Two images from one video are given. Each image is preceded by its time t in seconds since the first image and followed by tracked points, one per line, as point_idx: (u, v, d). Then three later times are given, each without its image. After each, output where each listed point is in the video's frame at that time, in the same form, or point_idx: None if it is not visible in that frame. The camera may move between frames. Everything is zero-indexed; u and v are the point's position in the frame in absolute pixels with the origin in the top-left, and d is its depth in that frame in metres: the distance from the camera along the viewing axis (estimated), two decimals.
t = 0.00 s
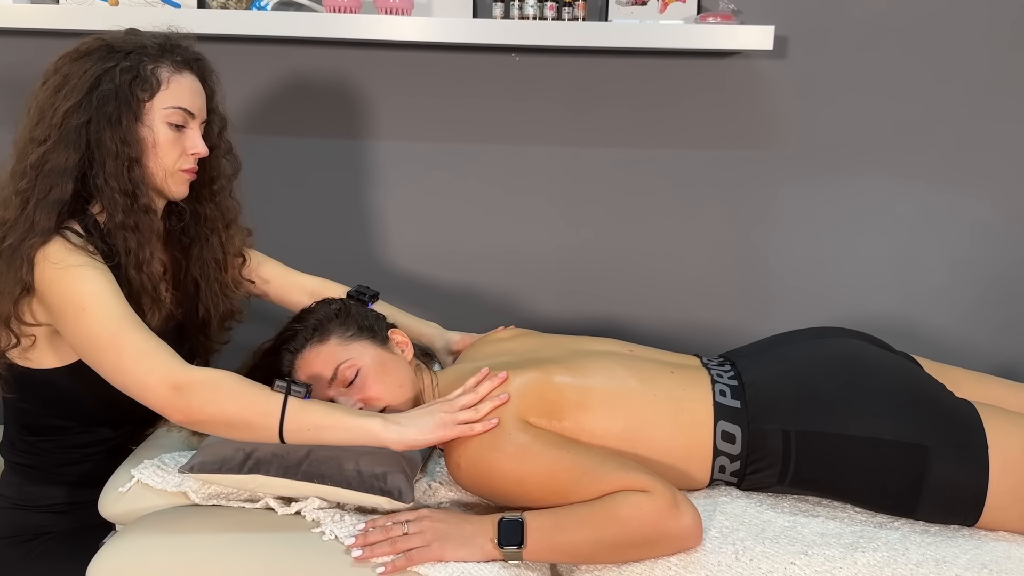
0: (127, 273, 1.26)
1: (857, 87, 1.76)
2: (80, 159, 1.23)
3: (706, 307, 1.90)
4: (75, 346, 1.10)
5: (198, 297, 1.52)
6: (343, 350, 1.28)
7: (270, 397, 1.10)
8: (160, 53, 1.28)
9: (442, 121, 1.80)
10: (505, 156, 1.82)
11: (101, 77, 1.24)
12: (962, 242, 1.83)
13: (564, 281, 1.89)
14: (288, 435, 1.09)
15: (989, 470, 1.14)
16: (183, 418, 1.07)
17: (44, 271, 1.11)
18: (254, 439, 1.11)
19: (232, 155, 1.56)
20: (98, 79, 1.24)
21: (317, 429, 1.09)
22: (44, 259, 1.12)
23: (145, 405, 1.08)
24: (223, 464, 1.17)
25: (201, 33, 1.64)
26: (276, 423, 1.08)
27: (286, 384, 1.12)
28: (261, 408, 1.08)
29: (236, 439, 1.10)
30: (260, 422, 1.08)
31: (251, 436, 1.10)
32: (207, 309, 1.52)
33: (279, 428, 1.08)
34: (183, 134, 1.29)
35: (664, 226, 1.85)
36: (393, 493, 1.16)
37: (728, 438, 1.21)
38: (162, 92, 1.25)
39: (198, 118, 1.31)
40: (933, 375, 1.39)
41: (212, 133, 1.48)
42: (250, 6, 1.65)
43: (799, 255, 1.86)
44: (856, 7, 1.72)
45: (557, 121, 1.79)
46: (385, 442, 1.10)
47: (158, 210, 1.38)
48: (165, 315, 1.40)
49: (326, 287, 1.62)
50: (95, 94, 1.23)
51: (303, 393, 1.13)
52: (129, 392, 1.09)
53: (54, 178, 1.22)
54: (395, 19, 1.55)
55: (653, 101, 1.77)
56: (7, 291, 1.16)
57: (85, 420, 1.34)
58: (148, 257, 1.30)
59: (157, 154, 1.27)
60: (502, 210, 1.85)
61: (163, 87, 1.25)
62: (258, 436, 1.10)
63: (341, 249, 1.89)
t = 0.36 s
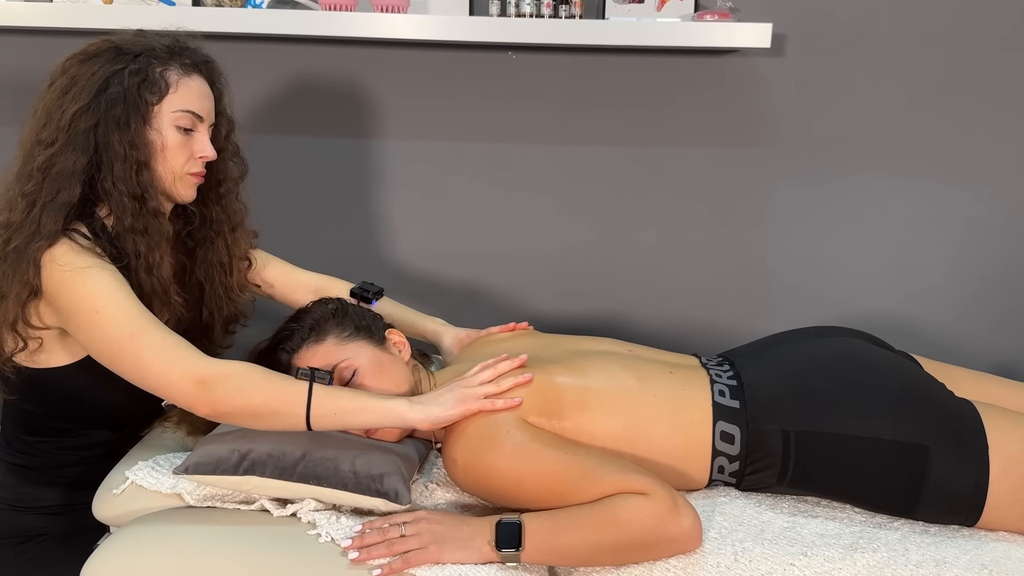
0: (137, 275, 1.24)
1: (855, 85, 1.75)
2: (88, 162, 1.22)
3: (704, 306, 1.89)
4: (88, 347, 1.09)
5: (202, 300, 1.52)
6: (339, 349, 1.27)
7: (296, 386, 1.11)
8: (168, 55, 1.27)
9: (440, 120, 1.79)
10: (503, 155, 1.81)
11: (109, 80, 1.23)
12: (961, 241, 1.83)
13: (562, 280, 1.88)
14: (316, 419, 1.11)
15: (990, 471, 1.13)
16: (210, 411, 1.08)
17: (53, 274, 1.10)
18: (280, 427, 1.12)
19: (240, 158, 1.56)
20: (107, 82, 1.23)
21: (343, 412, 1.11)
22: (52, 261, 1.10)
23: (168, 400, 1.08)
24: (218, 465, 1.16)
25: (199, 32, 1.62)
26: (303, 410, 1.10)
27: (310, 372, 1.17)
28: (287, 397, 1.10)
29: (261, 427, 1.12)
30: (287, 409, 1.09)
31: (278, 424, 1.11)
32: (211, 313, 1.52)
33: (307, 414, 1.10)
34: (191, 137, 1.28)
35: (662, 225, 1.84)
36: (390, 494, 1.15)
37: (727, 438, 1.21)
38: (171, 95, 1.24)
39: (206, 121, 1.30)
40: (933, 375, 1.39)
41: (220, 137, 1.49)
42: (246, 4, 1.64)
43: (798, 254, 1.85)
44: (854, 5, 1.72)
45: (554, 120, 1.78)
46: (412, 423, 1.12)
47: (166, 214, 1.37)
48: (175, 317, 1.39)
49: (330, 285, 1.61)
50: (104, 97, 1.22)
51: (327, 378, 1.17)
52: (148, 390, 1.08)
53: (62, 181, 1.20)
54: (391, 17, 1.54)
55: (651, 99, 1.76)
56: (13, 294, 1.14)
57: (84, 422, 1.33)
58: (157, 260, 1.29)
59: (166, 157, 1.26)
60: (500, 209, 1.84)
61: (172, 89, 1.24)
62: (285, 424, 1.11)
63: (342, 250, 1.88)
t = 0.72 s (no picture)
0: (143, 276, 1.25)
1: (851, 83, 1.75)
2: (95, 163, 1.22)
3: (702, 305, 1.89)
4: (93, 344, 1.09)
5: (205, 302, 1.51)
6: (337, 349, 1.27)
7: (304, 371, 1.11)
8: (177, 58, 1.27)
9: (437, 119, 1.78)
10: (501, 154, 1.81)
11: (118, 82, 1.22)
12: (958, 240, 1.83)
13: (560, 279, 1.88)
14: (326, 402, 1.10)
15: (986, 469, 1.13)
16: (218, 401, 1.07)
17: (57, 271, 1.10)
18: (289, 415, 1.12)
19: (244, 161, 1.56)
20: (115, 84, 1.23)
21: (353, 394, 1.11)
22: (56, 259, 1.11)
23: (176, 393, 1.08)
24: (215, 465, 1.16)
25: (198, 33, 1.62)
26: (312, 393, 1.09)
27: (317, 357, 1.19)
28: (295, 380, 1.10)
29: (272, 415, 1.11)
30: (295, 393, 1.09)
31: (287, 411, 1.10)
32: (213, 315, 1.51)
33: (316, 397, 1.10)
34: (197, 140, 1.28)
35: (659, 224, 1.84)
36: (386, 494, 1.15)
37: (724, 437, 1.21)
38: (179, 98, 1.24)
39: (213, 124, 1.30)
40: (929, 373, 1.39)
41: (226, 139, 1.49)
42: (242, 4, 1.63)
43: (796, 253, 1.85)
44: (850, 4, 1.72)
45: (551, 119, 1.78)
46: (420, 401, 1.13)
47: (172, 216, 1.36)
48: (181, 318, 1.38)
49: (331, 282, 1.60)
50: (112, 99, 1.21)
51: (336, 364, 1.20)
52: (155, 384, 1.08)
53: (68, 181, 1.20)
54: (387, 17, 1.54)
55: (648, 98, 1.76)
56: (17, 292, 1.14)
57: (81, 423, 1.32)
58: (163, 261, 1.29)
59: (172, 158, 1.26)
60: (497, 209, 1.84)
61: (180, 92, 1.24)
62: (295, 410, 1.10)
63: (342, 250, 1.88)
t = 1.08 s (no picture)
0: (145, 276, 1.25)
1: (848, 83, 1.76)
2: (99, 162, 1.22)
3: (700, 304, 1.90)
4: (97, 338, 1.09)
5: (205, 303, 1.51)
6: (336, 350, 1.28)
7: (311, 352, 1.12)
8: (183, 61, 1.27)
9: (436, 119, 1.79)
10: (499, 154, 1.81)
11: (124, 82, 1.23)
12: (955, 239, 1.84)
13: (558, 279, 1.89)
14: (334, 382, 1.11)
15: (981, 467, 1.14)
16: (227, 386, 1.08)
17: (58, 267, 1.11)
18: (298, 399, 1.12)
19: (248, 164, 1.56)
20: (121, 84, 1.23)
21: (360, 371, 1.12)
22: (58, 255, 1.11)
23: (183, 383, 1.08)
24: (214, 465, 1.16)
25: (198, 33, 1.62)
26: (321, 372, 1.10)
27: (322, 341, 1.21)
28: (303, 361, 1.10)
29: (281, 400, 1.11)
30: (304, 374, 1.10)
31: (297, 394, 1.11)
32: (213, 318, 1.50)
33: (325, 377, 1.10)
34: (202, 142, 1.28)
35: (657, 224, 1.85)
36: (386, 494, 1.16)
37: (721, 436, 1.21)
38: (183, 100, 1.24)
39: (217, 127, 1.30)
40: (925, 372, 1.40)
41: (230, 144, 1.51)
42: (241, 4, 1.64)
43: (793, 253, 1.86)
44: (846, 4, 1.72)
45: (549, 119, 1.79)
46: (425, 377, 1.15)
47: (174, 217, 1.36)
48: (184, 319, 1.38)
49: (329, 284, 1.59)
50: (117, 100, 1.21)
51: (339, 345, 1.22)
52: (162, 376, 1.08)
53: (71, 180, 1.20)
54: (386, 18, 1.54)
55: (645, 99, 1.77)
56: (19, 289, 1.15)
57: (81, 423, 1.33)
58: (165, 261, 1.29)
59: (176, 159, 1.27)
60: (495, 208, 1.85)
61: (185, 95, 1.24)
62: (304, 393, 1.11)
63: (342, 250, 1.89)
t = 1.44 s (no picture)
0: (143, 275, 1.25)
1: (845, 83, 1.77)
2: (95, 162, 1.22)
3: (698, 305, 1.90)
4: (94, 336, 1.09)
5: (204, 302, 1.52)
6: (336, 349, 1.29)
7: (308, 348, 1.12)
8: (178, 61, 1.27)
9: (433, 120, 1.79)
10: (497, 155, 1.82)
11: (119, 82, 1.23)
12: (951, 239, 1.85)
13: (557, 279, 1.89)
14: (333, 378, 1.11)
15: (977, 466, 1.14)
16: (225, 382, 1.08)
17: (55, 265, 1.11)
18: (296, 395, 1.12)
19: (246, 165, 1.57)
20: (117, 84, 1.23)
21: (358, 367, 1.13)
22: (54, 254, 1.11)
23: (181, 379, 1.08)
24: (214, 465, 1.17)
25: (196, 34, 1.63)
26: (319, 368, 1.11)
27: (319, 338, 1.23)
28: (301, 357, 1.11)
29: (280, 395, 1.11)
30: (303, 369, 1.10)
31: (295, 389, 1.11)
32: (211, 316, 1.52)
33: (323, 372, 1.11)
34: (197, 142, 1.29)
35: (655, 225, 1.85)
36: (385, 494, 1.16)
37: (719, 436, 1.22)
38: (178, 99, 1.25)
39: (212, 126, 1.30)
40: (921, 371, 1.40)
41: (227, 143, 1.51)
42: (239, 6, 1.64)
43: (791, 254, 1.86)
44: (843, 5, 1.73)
45: (546, 120, 1.79)
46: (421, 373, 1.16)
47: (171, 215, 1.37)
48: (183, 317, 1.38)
49: (327, 284, 1.60)
50: (112, 99, 1.22)
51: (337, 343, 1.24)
52: (159, 373, 1.08)
53: (68, 179, 1.21)
54: (384, 19, 1.55)
55: (643, 99, 1.77)
56: (16, 288, 1.15)
57: (80, 424, 1.33)
58: (163, 260, 1.29)
59: (171, 159, 1.27)
60: (494, 209, 1.85)
61: (179, 94, 1.25)
62: (303, 388, 1.11)
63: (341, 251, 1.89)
